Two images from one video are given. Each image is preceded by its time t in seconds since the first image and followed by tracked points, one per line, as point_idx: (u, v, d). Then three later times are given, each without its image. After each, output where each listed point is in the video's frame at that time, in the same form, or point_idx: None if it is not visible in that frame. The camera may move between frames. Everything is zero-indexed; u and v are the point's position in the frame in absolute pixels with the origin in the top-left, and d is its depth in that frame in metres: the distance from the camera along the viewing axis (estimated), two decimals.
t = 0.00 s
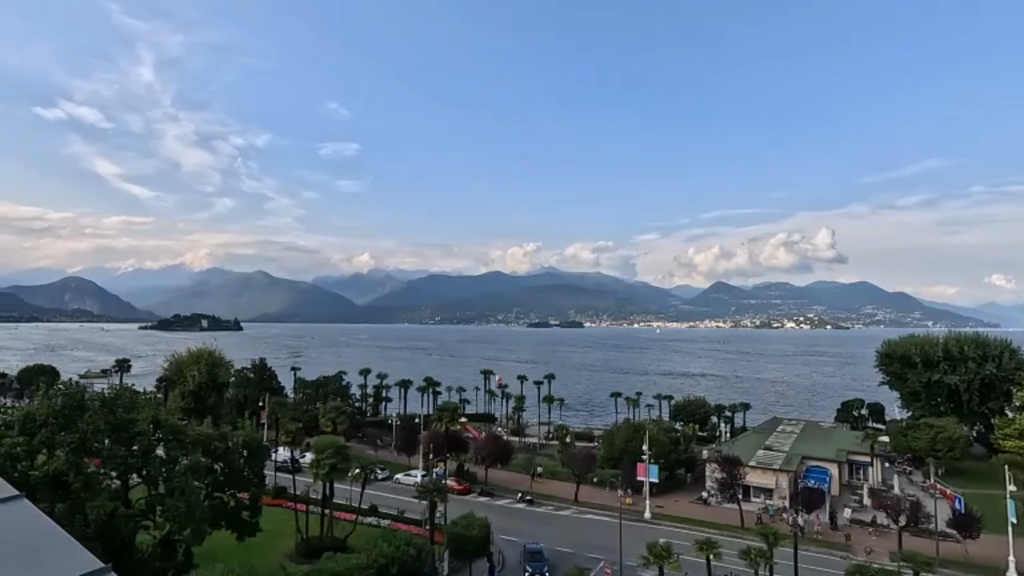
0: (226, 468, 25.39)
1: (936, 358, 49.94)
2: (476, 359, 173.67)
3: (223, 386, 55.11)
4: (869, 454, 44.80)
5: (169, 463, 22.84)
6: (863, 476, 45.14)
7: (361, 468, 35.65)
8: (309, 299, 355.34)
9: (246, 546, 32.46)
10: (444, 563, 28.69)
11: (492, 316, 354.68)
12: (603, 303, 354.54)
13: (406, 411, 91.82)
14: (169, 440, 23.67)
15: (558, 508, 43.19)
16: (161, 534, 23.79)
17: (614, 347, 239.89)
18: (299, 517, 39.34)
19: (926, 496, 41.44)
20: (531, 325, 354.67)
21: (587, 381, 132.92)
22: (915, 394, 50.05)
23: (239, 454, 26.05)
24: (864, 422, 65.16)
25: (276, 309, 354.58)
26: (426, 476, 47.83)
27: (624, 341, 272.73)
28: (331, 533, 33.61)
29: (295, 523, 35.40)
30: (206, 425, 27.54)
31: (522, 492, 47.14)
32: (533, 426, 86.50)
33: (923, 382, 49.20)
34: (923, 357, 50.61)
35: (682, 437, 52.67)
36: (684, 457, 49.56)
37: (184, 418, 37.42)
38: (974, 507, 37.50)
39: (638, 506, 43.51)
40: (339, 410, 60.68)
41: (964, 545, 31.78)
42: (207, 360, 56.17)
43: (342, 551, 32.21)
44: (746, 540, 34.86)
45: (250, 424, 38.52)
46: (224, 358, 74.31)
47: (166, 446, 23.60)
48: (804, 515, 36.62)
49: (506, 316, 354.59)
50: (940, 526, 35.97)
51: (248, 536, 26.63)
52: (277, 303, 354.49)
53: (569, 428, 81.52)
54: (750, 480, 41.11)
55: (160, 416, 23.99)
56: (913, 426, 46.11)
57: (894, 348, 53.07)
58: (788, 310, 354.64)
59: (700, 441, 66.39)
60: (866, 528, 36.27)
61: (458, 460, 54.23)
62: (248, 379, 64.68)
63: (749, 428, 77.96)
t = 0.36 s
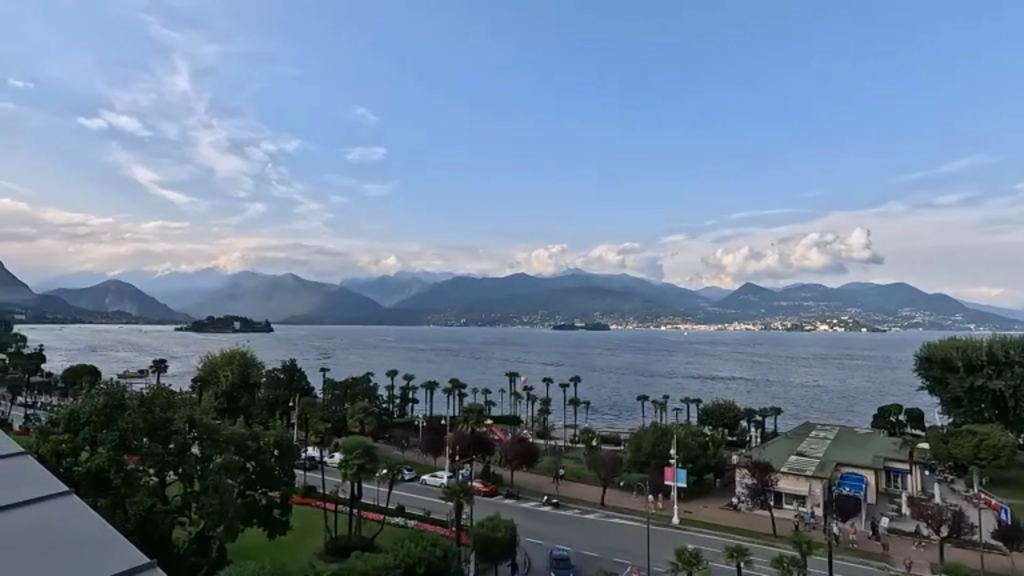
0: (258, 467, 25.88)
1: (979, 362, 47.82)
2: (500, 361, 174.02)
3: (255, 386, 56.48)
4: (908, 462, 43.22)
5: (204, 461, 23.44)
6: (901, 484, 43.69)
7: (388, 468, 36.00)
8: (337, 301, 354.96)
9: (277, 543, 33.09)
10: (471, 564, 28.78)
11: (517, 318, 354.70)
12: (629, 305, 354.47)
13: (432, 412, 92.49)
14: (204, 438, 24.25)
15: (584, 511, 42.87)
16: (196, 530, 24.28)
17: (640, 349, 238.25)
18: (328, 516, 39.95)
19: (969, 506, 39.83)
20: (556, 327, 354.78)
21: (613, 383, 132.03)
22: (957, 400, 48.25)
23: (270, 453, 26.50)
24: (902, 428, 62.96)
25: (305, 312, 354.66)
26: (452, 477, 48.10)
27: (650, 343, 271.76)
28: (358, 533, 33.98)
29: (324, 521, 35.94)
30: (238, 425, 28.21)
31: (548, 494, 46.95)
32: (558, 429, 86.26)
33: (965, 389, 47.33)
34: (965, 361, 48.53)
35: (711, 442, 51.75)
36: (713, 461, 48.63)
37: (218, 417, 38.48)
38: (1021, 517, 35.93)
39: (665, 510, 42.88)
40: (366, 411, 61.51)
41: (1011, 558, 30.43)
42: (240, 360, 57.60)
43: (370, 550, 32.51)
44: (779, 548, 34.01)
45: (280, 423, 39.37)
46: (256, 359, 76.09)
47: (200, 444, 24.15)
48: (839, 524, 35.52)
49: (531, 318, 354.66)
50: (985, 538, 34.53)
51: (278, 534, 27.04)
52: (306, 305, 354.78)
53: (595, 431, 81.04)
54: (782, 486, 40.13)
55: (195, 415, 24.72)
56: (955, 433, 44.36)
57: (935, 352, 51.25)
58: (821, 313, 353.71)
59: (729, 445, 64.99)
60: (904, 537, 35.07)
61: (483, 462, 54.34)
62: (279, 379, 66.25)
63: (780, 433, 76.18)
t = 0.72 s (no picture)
0: (291, 467, 26.37)
1: None
2: (527, 364, 173.59)
3: (288, 387, 57.63)
4: (953, 470, 41.52)
5: (240, 461, 24.02)
6: (946, 493, 42.05)
7: (417, 469, 36.32)
8: (365, 304, 353.74)
9: (309, 542, 33.70)
10: (500, 566, 28.87)
11: (544, 321, 354.66)
12: (657, 307, 354.48)
13: (459, 414, 92.84)
14: (239, 438, 24.85)
15: (613, 515, 42.46)
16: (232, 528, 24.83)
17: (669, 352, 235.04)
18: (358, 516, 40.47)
19: (1020, 517, 38.11)
20: (583, 330, 354.61)
21: (642, 387, 130.50)
22: (1005, 407, 46.00)
23: (303, 453, 26.96)
24: (946, 435, 60.64)
25: (335, 315, 354.42)
26: (480, 479, 48.27)
27: (679, 347, 268.54)
28: (389, 533, 34.38)
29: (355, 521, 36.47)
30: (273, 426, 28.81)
31: (576, 498, 46.64)
32: (586, 432, 85.67)
33: (1014, 395, 44.91)
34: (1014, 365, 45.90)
35: (743, 447, 50.73)
36: (746, 467, 47.65)
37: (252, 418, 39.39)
38: None
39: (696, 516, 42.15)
40: (395, 412, 62.19)
41: None
42: (273, 362, 58.88)
43: (400, 550, 32.86)
44: (815, 557, 33.05)
45: (313, 425, 40.12)
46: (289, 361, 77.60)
47: (236, 444, 24.76)
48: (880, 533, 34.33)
49: (558, 321, 354.66)
50: None
51: (311, 533, 27.49)
52: (338, 308, 354.24)
53: (623, 434, 80.19)
54: (818, 494, 39.02)
55: (231, 415, 25.35)
56: (1004, 441, 42.40)
57: (982, 356, 49.02)
58: (859, 316, 354.89)
59: (763, 451, 63.43)
60: (949, 549, 33.71)
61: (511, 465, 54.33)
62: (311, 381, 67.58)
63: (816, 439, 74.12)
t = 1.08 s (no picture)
0: (326, 469, 26.85)
1: None
2: (557, 368, 172.88)
3: (322, 390, 58.66)
4: (1006, 481, 39.38)
5: (276, 462, 24.61)
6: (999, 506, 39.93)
7: (448, 473, 36.41)
8: (398, 309, 354.88)
9: (343, 543, 34.15)
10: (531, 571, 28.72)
11: (575, 325, 354.67)
12: (690, 311, 354.68)
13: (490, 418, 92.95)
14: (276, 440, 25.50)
15: (646, 523, 41.75)
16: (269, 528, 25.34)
17: (702, 356, 231.07)
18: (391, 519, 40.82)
19: None
20: (614, 334, 354.74)
21: (674, 392, 128.44)
22: None
23: (337, 455, 27.35)
24: (999, 445, 57.75)
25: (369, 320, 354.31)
26: (511, 484, 48.17)
27: (713, 351, 264.12)
28: (421, 536, 34.59)
29: (388, 524, 36.79)
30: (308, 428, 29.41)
31: (608, 504, 46.05)
32: (618, 438, 84.69)
33: None
34: None
35: (781, 454, 49.36)
36: (783, 475, 46.29)
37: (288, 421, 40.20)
38: None
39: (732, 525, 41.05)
40: (427, 416, 62.67)
41: None
42: (308, 365, 59.97)
43: (432, 553, 33.03)
44: (859, 570, 31.79)
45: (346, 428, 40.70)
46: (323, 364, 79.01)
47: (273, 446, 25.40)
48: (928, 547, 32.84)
49: (589, 325, 354.68)
50: None
51: (345, 534, 27.85)
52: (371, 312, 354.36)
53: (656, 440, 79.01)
54: (861, 504, 37.58)
55: (268, 417, 26.03)
56: None
57: None
58: (902, 320, 354.67)
59: (802, 459, 61.43)
60: (1004, 565, 32.00)
61: (542, 469, 54.03)
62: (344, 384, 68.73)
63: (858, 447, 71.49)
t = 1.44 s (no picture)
0: (359, 470, 27.19)
1: None
2: (589, 373, 171.80)
3: (356, 393, 59.58)
4: None
5: (312, 464, 25.07)
6: None
7: (480, 476, 36.42)
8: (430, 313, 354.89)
9: (377, 544, 34.54)
10: None
11: (606, 329, 354.66)
12: (724, 315, 354.01)
13: (521, 421, 92.73)
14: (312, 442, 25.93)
15: (681, 530, 40.94)
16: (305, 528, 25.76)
17: (738, 360, 226.12)
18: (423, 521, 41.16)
19: None
20: (646, 338, 354.57)
21: (709, 397, 125.86)
22: None
23: (371, 457, 27.68)
24: None
25: (401, 324, 354.39)
26: (543, 489, 47.98)
27: (749, 355, 258.56)
28: (453, 538, 34.75)
29: (420, 526, 37.06)
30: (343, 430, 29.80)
31: (642, 511, 45.33)
32: (651, 444, 83.39)
33: None
34: None
35: (822, 462, 47.79)
36: (825, 484, 44.74)
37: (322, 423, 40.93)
38: None
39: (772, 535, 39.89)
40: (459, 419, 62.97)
41: None
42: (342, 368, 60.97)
43: (464, 557, 33.13)
44: None
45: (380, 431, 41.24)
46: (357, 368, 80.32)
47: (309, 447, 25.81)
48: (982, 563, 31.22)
49: (621, 328, 354.54)
50: None
51: (379, 535, 28.11)
52: (402, 317, 354.13)
53: (690, 446, 77.53)
54: (909, 516, 36.01)
55: (305, 419, 26.53)
56: None
57: None
58: (950, 323, 354.03)
59: (844, 467, 59.10)
60: None
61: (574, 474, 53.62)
62: (377, 387, 69.78)
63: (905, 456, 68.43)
